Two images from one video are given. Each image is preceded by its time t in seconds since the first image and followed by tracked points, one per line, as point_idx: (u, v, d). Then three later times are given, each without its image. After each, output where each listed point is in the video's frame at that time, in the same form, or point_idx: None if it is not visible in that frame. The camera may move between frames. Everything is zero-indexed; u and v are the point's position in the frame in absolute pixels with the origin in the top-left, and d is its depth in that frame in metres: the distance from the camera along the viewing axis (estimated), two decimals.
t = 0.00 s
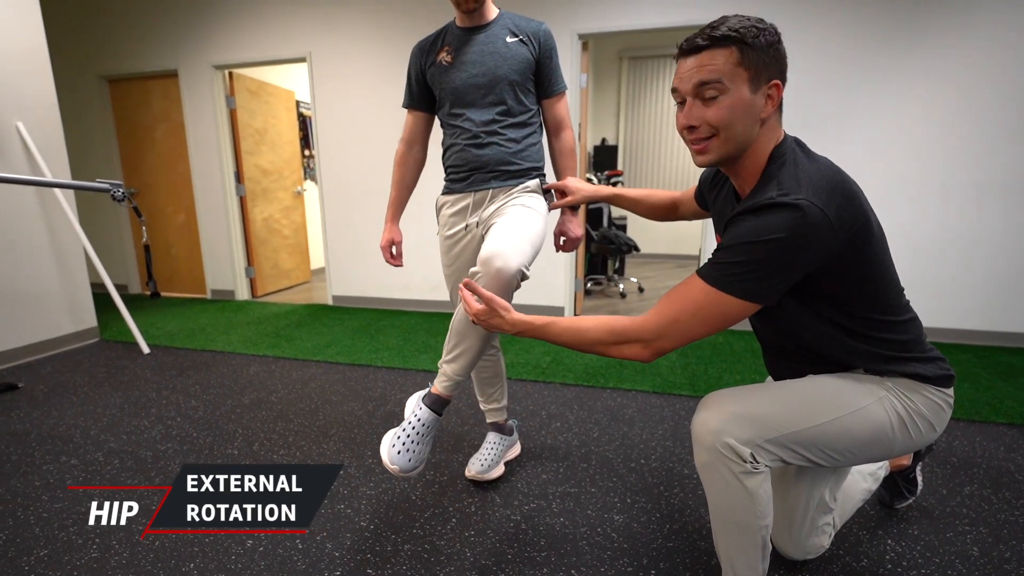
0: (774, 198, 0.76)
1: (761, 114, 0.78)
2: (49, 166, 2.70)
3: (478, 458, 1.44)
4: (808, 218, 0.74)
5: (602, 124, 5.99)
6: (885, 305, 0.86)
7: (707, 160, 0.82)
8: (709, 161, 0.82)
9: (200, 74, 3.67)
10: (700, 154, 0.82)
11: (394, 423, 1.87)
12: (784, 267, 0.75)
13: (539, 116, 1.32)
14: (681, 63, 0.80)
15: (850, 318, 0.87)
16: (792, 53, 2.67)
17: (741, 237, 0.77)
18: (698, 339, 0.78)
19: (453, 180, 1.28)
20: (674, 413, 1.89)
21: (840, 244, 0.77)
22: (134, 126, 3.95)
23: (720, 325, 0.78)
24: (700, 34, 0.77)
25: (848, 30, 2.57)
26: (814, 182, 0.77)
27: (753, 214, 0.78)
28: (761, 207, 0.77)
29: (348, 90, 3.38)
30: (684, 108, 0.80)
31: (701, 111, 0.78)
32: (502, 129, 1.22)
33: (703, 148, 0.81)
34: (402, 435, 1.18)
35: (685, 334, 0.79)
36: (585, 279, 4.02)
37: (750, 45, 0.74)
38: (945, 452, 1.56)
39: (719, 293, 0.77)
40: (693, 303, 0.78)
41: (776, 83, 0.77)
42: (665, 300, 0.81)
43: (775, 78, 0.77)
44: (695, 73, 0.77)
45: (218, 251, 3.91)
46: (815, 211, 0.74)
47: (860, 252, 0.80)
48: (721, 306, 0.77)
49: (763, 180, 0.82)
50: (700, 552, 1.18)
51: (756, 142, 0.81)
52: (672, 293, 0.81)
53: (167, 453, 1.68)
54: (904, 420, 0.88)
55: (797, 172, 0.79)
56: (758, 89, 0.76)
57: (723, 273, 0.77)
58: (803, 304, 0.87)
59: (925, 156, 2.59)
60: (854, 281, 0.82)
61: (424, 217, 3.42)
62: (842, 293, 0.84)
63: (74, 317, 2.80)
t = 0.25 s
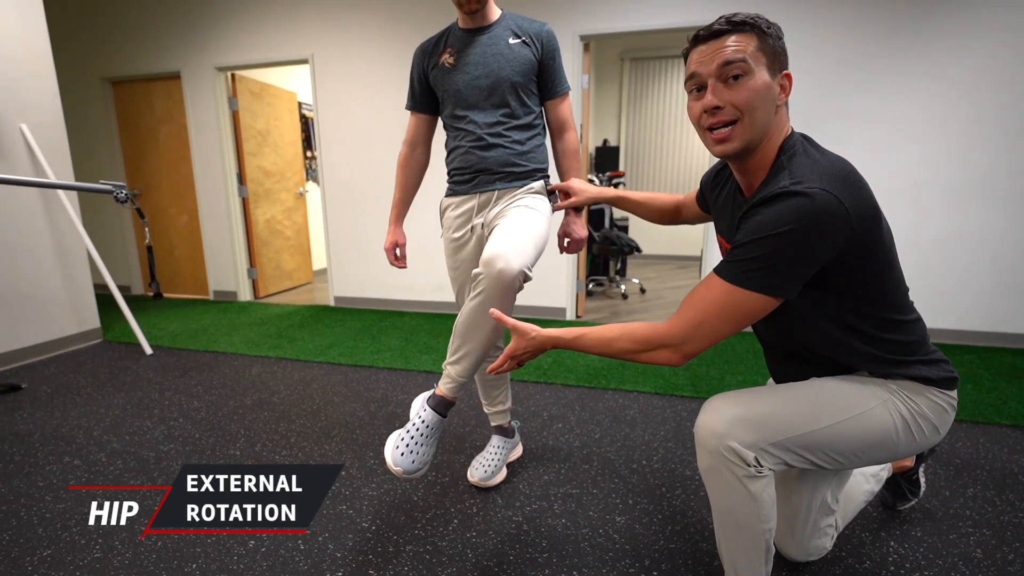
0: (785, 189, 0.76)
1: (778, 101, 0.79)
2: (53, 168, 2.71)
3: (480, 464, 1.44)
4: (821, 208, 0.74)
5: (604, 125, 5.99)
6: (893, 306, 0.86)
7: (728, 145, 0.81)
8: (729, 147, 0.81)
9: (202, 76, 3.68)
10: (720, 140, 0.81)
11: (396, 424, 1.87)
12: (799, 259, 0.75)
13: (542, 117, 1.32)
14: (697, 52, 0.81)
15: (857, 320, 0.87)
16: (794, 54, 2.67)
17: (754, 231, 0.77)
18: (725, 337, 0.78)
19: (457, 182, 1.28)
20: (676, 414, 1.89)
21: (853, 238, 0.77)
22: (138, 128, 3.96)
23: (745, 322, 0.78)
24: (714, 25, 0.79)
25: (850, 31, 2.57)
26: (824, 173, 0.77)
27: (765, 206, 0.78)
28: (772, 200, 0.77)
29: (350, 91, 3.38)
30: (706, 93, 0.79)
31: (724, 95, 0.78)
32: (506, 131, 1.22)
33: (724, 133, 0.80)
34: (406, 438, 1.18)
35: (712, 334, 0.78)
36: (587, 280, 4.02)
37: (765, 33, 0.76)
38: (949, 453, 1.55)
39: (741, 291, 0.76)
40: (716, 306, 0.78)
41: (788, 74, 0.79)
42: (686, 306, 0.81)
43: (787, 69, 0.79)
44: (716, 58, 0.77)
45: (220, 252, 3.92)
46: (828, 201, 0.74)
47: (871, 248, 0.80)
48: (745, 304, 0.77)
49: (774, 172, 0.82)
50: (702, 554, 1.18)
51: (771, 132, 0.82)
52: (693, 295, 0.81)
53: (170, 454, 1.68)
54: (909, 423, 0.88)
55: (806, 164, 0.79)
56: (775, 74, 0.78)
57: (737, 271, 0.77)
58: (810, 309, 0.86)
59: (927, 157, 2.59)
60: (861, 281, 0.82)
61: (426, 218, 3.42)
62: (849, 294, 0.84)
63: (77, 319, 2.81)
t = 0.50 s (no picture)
0: (787, 191, 0.77)
1: (777, 103, 0.79)
2: (55, 169, 2.72)
3: (482, 466, 1.44)
4: (824, 210, 0.73)
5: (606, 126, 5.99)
6: (898, 308, 0.86)
7: (729, 150, 0.81)
8: (730, 151, 0.81)
9: (204, 77, 3.69)
10: (721, 145, 0.81)
11: (398, 425, 1.87)
12: (802, 263, 0.75)
13: (545, 119, 1.33)
14: (695, 57, 0.81)
15: (862, 322, 0.87)
16: (796, 55, 2.67)
17: (757, 234, 0.77)
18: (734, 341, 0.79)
19: (460, 183, 1.28)
20: (677, 416, 1.89)
21: (858, 240, 0.77)
22: (140, 129, 3.97)
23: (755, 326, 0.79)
24: (711, 29, 0.79)
25: (852, 32, 2.56)
26: (826, 174, 0.77)
27: (766, 210, 0.78)
28: (774, 203, 0.78)
29: (352, 92, 3.39)
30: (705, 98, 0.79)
31: (723, 100, 0.78)
32: (510, 133, 1.22)
33: (724, 138, 0.80)
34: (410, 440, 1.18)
35: (721, 338, 0.79)
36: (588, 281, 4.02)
37: (763, 36, 0.76)
38: (951, 455, 1.55)
39: (747, 295, 0.77)
40: (724, 310, 0.78)
41: (787, 75, 0.79)
42: (694, 310, 0.82)
43: (786, 69, 0.79)
44: (714, 63, 0.77)
45: (222, 252, 3.92)
46: (830, 203, 0.74)
47: (875, 250, 0.79)
48: (752, 308, 0.77)
49: (776, 175, 0.83)
50: (704, 555, 1.17)
51: (772, 134, 0.82)
52: (705, 297, 0.81)
53: (171, 454, 1.69)
54: (912, 427, 0.88)
55: (807, 166, 0.79)
56: (775, 77, 0.78)
57: (740, 275, 0.77)
58: (813, 312, 0.86)
59: (929, 158, 2.59)
60: (865, 284, 0.82)
61: (427, 219, 3.42)
62: (854, 296, 0.84)
63: (79, 319, 2.81)
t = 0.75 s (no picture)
0: (791, 190, 0.77)
1: (779, 105, 0.80)
2: (58, 169, 2.72)
3: (482, 467, 1.44)
4: (828, 209, 0.73)
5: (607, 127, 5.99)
6: (899, 310, 0.86)
7: (732, 153, 0.81)
8: (733, 154, 0.81)
9: (206, 78, 3.70)
10: (725, 149, 0.81)
11: (399, 426, 1.87)
12: (804, 261, 0.75)
13: (548, 121, 1.33)
14: (696, 61, 0.81)
15: (864, 323, 0.87)
16: (797, 57, 2.67)
17: (759, 232, 0.77)
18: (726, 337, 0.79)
19: (461, 184, 1.28)
20: (678, 417, 1.89)
21: (860, 240, 0.77)
22: (142, 130, 3.97)
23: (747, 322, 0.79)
24: (711, 32, 0.79)
25: (854, 34, 2.57)
26: (831, 174, 0.77)
27: (770, 209, 0.78)
28: (778, 201, 0.78)
29: (353, 93, 3.39)
30: (707, 102, 0.79)
31: (725, 103, 0.78)
32: (512, 134, 1.23)
33: (728, 142, 0.80)
34: (409, 441, 1.18)
35: (714, 332, 0.79)
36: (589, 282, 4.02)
37: (763, 38, 0.76)
38: (952, 457, 1.55)
39: (741, 289, 0.77)
40: (717, 303, 0.79)
41: (789, 75, 0.79)
42: (687, 303, 0.82)
43: (787, 70, 0.79)
44: (715, 66, 0.77)
45: (223, 253, 3.93)
46: (834, 202, 0.74)
47: (879, 251, 0.79)
48: (745, 303, 0.77)
49: (780, 175, 0.83)
50: (704, 556, 1.17)
51: (776, 136, 0.82)
52: (699, 291, 0.82)
53: (173, 454, 1.69)
54: (914, 429, 0.88)
55: (812, 165, 0.79)
56: (776, 79, 0.78)
57: (740, 271, 0.77)
58: (814, 310, 0.87)
59: (930, 160, 2.59)
60: (869, 285, 0.82)
61: (429, 220, 3.42)
62: (855, 297, 0.84)
63: (81, 319, 2.82)
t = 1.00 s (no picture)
0: (795, 188, 0.77)
1: (780, 105, 0.80)
2: (57, 169, 2.72)
3: (482, 467, 1.44)
4: (832, 206, 0.74)
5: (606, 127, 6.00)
6: (900, 310, 0.86)
7: (734, 155, 0.82)
8: (736, 156, 0.82)
9: (205, 78, 3.70)
10: (726, 151, 0.82)
11: (398, 426, 1.88)
12: (808, 259, 0.75)
13: (547, 121, 1.33)
14: (697, 63, 0.81)
15: (865, 322, 0.87)
16: (797, 57, 2.67)
17: (763, 229, 0.77)
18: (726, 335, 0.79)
19: (460, 184, 1.29)
20: (678, 417, 1.89)
21: (863, 238, 0.77)
22: (142, 130, 3.97)
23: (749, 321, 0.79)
24: (710, 33, 0.79)
25: (853, 34, 2.57)
26: (835, 172, 0.77)
27: (774, 206, 0.78)
28: (782, 199, 0.78)
29: (353, 94, 3.40)
30: (709, 105, 0.79)
31: (727, 106, 0.78)
32: (511, 135, 1.23)
33: (730, 144, 0.81)
34: (406, 441, 1.18)
35: (716, 329, 0.79)
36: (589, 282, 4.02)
37: (763, 39, 0.76)
38: (951, 457, 1.55)
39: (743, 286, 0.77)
40: (719, 299, 0.79)
41: (790, 75, 0.79)
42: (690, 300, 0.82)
43: (788, 69, 0.80)
44: (716, 69, 0.78)
45: (223, 253, 3.93)
46: (839, 200, 0.74)
47: (881, 250, 0.80)
48: (746, 300, 0.77)
49: (782, 174, 0.83)
50: (703, 556, 1.18)
51: (777, 136, 0.83)
52: (700, 290, 0.82)
53: (173, 454, 1.69)
54: (913, 429, 0.88)
55: (815, 163, 0.80)
56: (777, 79, 0.78)
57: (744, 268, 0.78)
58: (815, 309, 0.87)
59: (928, 161, 2.59)
60: (870, 284, 0.82)
61: (428, 220, 3.42)
62: (856, 296, 0.84)
63: (81, 320, 2.82)
